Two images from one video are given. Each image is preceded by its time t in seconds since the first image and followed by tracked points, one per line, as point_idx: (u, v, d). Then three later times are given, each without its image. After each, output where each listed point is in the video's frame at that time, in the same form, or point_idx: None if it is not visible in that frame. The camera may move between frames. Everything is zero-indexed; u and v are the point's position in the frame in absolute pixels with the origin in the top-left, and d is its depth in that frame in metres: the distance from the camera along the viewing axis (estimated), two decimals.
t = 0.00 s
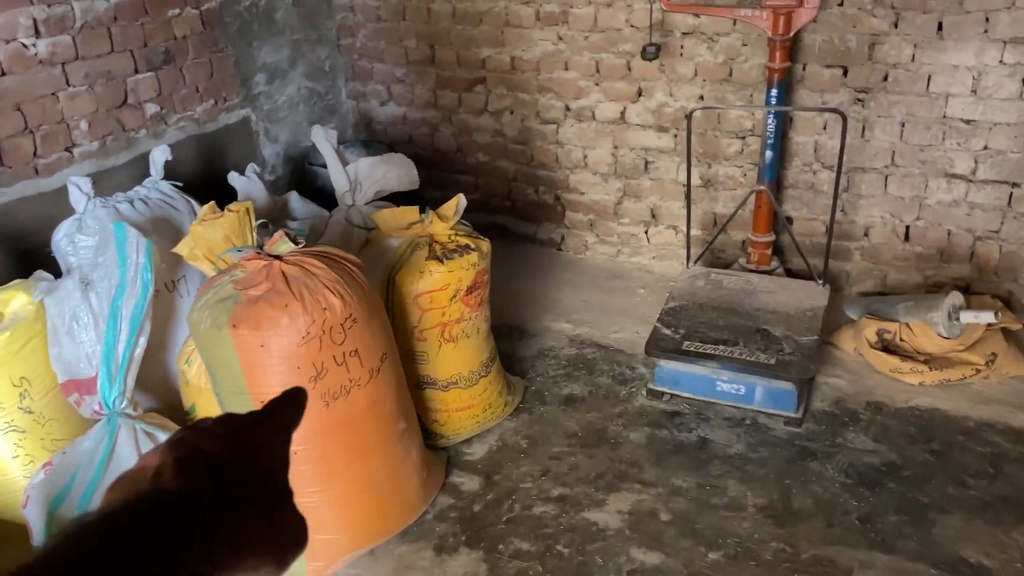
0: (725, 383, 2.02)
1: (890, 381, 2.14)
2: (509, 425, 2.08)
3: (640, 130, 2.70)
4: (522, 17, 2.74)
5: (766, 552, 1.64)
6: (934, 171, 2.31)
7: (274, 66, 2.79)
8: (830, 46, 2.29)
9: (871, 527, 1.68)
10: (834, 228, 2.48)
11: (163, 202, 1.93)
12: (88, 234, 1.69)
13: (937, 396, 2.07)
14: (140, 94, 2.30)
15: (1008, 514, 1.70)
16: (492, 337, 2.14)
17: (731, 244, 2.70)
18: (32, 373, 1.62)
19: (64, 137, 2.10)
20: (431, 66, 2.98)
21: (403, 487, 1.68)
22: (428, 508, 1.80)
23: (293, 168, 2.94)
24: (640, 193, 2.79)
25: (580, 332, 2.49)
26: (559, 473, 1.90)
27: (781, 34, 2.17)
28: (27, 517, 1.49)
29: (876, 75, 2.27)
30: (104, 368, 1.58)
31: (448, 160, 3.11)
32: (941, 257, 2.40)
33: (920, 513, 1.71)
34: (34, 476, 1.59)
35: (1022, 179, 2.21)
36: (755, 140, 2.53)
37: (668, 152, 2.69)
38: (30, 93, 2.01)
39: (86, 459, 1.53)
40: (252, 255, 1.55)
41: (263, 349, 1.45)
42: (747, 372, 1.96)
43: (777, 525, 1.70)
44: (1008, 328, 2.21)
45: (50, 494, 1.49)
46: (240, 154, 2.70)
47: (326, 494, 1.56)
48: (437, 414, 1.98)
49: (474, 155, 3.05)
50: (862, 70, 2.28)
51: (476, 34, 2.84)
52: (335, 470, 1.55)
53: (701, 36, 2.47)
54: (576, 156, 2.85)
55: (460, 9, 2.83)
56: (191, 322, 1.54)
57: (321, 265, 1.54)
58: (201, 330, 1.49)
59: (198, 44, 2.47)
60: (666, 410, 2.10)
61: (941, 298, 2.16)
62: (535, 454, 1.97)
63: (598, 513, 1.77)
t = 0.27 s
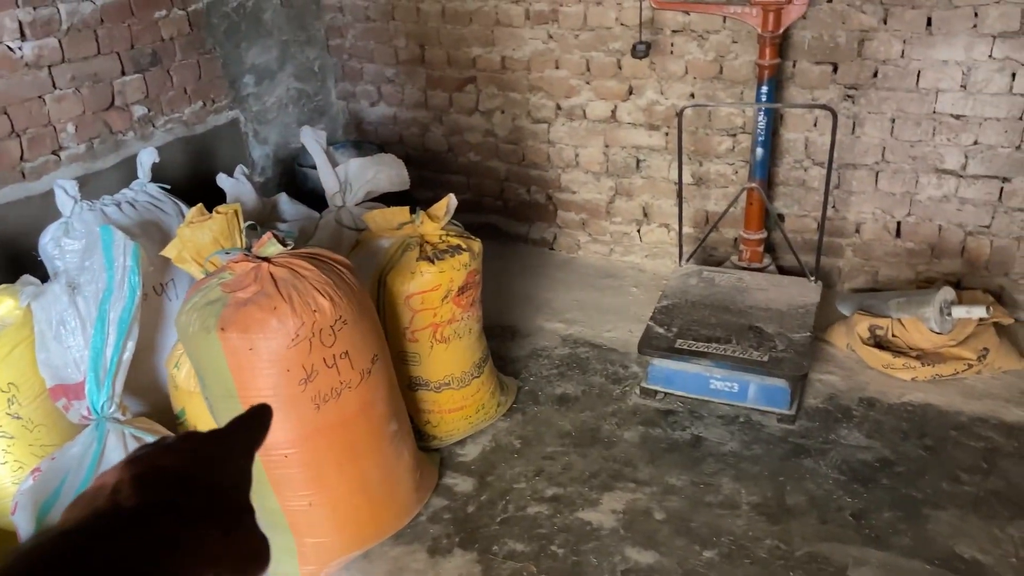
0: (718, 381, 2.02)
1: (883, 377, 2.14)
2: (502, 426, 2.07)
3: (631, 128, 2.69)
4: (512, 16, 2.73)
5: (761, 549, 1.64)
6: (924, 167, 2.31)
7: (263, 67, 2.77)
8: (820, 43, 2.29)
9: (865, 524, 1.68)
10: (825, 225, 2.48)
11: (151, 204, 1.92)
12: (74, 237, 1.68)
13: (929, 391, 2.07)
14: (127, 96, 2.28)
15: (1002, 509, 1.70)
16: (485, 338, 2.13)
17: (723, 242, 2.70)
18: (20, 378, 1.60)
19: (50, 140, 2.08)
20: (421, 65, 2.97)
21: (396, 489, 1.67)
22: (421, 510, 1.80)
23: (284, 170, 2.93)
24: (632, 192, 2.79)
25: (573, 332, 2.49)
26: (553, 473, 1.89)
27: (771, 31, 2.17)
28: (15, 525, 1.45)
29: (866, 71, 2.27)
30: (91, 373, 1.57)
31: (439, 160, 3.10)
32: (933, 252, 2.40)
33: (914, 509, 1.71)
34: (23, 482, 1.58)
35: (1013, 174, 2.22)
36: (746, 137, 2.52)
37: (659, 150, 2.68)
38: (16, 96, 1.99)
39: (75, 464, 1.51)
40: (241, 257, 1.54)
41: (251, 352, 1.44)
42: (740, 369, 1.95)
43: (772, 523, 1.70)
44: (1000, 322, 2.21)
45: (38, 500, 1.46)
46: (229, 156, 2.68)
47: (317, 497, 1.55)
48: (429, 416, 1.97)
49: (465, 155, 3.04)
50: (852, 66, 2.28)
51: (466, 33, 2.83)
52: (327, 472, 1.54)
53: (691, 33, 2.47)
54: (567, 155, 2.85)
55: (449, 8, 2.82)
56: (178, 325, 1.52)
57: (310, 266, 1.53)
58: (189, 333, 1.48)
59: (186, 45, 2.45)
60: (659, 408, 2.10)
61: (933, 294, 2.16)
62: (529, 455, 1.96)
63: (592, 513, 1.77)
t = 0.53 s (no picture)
0: (718, 381, 2.02)
1: (882, 376, 2.14)
2: (502, 426, 2.07)
3: (630, 128, 2.69)
4: (510, 16, 2.73)
5: (761, 549, 1.64)
6: (923, 165, 2.31)
7: (260, 68, 2.77)
8: (818, 42, 2.29)
9: (866, 523, 1.68)
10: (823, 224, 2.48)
11: (149, 206, 1.92)
12: (73, 240, 1.68)
13: (929, 390, 2.08)
14: (125, 97, 2.28)
15: (1001, 507, 1.70)
16: (484, 338, 2.13)
17: (721, 241, 2.70)
18: (19, 381, 1.60)
19: (48, 142, 2.08)
20: (418, 66, 2.97)
21: (396, 490, 1.67)
22: (421, 511, 1.80)
23: (282, 171, 2.92)
24: (630, 191, 2.79)
25: (572, 332, 2.48)
26: (553, 473, 1.89)
27: (769, 30, 2.17)
28: (14, 528, 1.42)
29: (864, 70, 2.27)
30: (91, 375, 1.57)
31: (437, 160, 3.10)
32: (931, 251, 2.41)
33: (914, 507, 1.72)
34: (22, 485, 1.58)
35: (1010, 172, 2.22)
36: (744, 136, 2.52)
37: (658, 150, 2.68)
38: (13, 99, 1.98)
39: (74, 468, 1.51)
40: (240, 258, 1.54)
41: (251, 354, 1.43)
42: (739, 369, 1.95)
43: (772, 523, 1.70)
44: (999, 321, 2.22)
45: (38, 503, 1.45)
46: (227, 158, 2.68)
47: (318, 498, 1.55)
48: (429, 417, 1.97)
49: (464, 155, 3.04)
50: (849, 65, 2.28)
51: (464, 33, 2.83)
52: (328, 474, 1.54)
53: (689, 33, 2.47)
54: (565, 155, 2.85)
55: (447, 9, 2.82)
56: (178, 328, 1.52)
57: (309, 267, 1.53)
58: (189, 336, 1.48)
59: (183, 46, 2.45)
60: (659, 408, 2.10)
61: (932, 293, 2.16)
62: (529, 455, 1.96)
63: (592, 513, 1.77)
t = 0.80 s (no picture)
0: (723, 380, 2.02)
1: (888, 375, 2.14)
2: (507, 426, 2.07)
3: (634, 127, 2.69)
4: (514, 15, 2.73)
5: (767, 549, 1.64)
6: (928, 165, 2.31)
7: (265, 67, 2.77)
8: (824, 41, 2.29)
9: (872, 523, 1.68)
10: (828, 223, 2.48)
11: (156, 205, 1.92)
12: (80, 239, 1.68)
13: (934, 390, 2.07)
14: (130, 97, 2.28)
15: (1008, 507, 1.70)
16: (489, 337, 2.13)
17: (726, 241, 2.70)
18: (25, 380, 1.60)
19: (54, 141, 2.08)
20: (423, 65, 2.97)
21: (402, 488, 1.68)
22: (426, 510, 1.80)
23: (286, 170, 2.92)
24: (635, 191, 2.79)
25: (577, 331, 2.48)
26: (558, 472, 1.89)
27: (775, 30, 2.16)
28: (21, 526, 1.44)
29: (869, 70, 2.27)
30: (98, 374, 1.57)
31: (442, 160, 3.10)
32: (936, 251, 2.40)
33: (920, 507, 1.71)
34: (30, 484, 1.58)
35: (1017, 172, 2.21)
36: (749, 136, 2.52)
37: (662, 149, 2.68)
38: (20, 98, 1.99)
39: (81, 467, 1.52)
40: (246, 258, 1.54)
41: (258, 353, 1.44)
42: (745, 368, 1.95)
43: (778, 523, 1.70)
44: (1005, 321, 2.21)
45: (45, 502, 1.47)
46: (232, 157, 2.68)
47: (325, 497, 1.55)
48: (434, 416, 1.97)
49: (468, 155, 3.04)
50: (855, 65, 2.28)
51: (468, 33, 2.83)
52: (334, 473, 1.54)
53: (694, 32, 2.47)
54: (570, 154, 2.85)
55: (451, 8, 2.82)
56: (184, 327, 1.52)
57: (315, 266, 1.53)
58: (196, 335, 1.48)
59: (188, 46, 2.45)
60: (664, 408, 2.10)
61: (937, 293, 2.16)
62: (534, 454, 1.96)
63: (598, 512, 1.77)
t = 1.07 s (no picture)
0: (735, 381, 2.01)
1: (900, 376, 2.13)
2: (517, 426, 2.07)
3: (645, 127, 2.69)
4: (525, 15, 2.73)
5: (779, 550, 1.63)
6: (941, 165, 2.30)
7: (276, 68, 2.78)
8: (836, 41, 2.28)
9: (885, 524, 1.68)
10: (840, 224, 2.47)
11: (169, 204, 1.93)
12: (95, 237, 1.68)
13: (947, 391, 2.06)
14: (143, 97, 2.29)
15: (1022, 509, 1.69)
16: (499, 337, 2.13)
17: (737, 241, 2.69)
18: (40, 378, 1.61)
19: (67, 141, 2.09)
20: (433, 65, 2.97)
21: (415, 487, 1.68)
22: (438, 510, 1.80)
23: (296, 170, 2.93)
24: (645, 191, 2.78)
25: (587, 331, 2.48)
26: (569, 472, 1.89)
27: (787, 30, 2.16)
28: (35, 525, 1.46)
29: (881, 70, 2.26)
30: (113, 372, 1.58)
31: (451, 160, 3.10)
32: (949, 252, 2.39)
33: (934, 509, 1.70)
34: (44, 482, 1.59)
35: None
36: (760, 136, 2.52)
37: (673, 149, 2.68)
38: (34, 97, 2.00)
39: (95, 465, 1.53)
40: (260, 257, 1.54)
41: (273, 352, 1.44)
42: (757, 369, 1.95)
43: (790, 524, 1.69)
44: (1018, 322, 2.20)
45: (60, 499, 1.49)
46: (243, 157, 2.69)
47: (338, 495, 1.56)
48: (445, 416, 1.97)
49: (477, 155, 3.04)
50: (867, 65, 2.27)
51: (478, 33, 2.83)
52: (347, 471, 1.55)
53: (705, 32, 2.46)
54: (579, 154, 2.84)
55: (461, 8, 2.82)
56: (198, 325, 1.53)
57: (329, 266, 1.53)
58: (210, 334, 1.49)
59: (200, 46, 2.46)
60: (675, 408, 2.09)
61: (950, 294, 2.15)
62: (545, 454, 1.96)
63: (609, 512, 1.77)
